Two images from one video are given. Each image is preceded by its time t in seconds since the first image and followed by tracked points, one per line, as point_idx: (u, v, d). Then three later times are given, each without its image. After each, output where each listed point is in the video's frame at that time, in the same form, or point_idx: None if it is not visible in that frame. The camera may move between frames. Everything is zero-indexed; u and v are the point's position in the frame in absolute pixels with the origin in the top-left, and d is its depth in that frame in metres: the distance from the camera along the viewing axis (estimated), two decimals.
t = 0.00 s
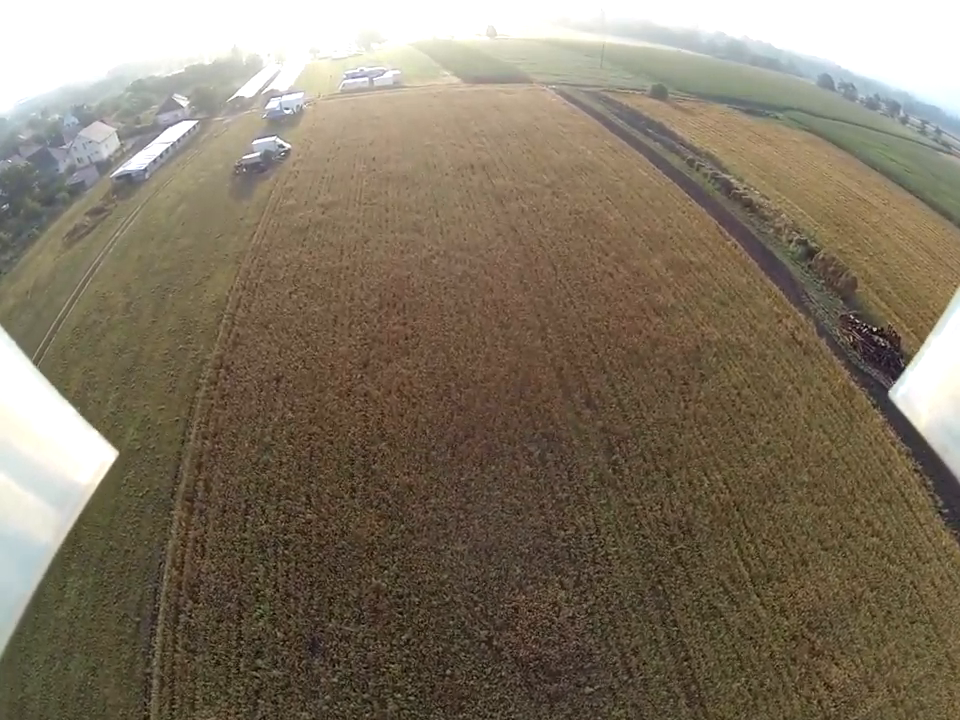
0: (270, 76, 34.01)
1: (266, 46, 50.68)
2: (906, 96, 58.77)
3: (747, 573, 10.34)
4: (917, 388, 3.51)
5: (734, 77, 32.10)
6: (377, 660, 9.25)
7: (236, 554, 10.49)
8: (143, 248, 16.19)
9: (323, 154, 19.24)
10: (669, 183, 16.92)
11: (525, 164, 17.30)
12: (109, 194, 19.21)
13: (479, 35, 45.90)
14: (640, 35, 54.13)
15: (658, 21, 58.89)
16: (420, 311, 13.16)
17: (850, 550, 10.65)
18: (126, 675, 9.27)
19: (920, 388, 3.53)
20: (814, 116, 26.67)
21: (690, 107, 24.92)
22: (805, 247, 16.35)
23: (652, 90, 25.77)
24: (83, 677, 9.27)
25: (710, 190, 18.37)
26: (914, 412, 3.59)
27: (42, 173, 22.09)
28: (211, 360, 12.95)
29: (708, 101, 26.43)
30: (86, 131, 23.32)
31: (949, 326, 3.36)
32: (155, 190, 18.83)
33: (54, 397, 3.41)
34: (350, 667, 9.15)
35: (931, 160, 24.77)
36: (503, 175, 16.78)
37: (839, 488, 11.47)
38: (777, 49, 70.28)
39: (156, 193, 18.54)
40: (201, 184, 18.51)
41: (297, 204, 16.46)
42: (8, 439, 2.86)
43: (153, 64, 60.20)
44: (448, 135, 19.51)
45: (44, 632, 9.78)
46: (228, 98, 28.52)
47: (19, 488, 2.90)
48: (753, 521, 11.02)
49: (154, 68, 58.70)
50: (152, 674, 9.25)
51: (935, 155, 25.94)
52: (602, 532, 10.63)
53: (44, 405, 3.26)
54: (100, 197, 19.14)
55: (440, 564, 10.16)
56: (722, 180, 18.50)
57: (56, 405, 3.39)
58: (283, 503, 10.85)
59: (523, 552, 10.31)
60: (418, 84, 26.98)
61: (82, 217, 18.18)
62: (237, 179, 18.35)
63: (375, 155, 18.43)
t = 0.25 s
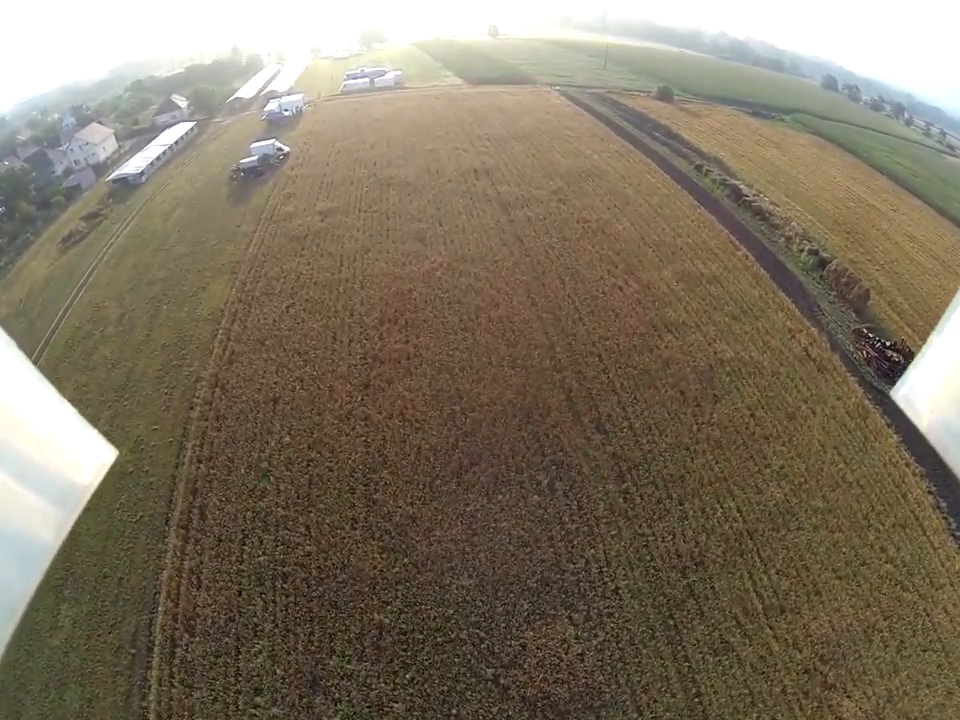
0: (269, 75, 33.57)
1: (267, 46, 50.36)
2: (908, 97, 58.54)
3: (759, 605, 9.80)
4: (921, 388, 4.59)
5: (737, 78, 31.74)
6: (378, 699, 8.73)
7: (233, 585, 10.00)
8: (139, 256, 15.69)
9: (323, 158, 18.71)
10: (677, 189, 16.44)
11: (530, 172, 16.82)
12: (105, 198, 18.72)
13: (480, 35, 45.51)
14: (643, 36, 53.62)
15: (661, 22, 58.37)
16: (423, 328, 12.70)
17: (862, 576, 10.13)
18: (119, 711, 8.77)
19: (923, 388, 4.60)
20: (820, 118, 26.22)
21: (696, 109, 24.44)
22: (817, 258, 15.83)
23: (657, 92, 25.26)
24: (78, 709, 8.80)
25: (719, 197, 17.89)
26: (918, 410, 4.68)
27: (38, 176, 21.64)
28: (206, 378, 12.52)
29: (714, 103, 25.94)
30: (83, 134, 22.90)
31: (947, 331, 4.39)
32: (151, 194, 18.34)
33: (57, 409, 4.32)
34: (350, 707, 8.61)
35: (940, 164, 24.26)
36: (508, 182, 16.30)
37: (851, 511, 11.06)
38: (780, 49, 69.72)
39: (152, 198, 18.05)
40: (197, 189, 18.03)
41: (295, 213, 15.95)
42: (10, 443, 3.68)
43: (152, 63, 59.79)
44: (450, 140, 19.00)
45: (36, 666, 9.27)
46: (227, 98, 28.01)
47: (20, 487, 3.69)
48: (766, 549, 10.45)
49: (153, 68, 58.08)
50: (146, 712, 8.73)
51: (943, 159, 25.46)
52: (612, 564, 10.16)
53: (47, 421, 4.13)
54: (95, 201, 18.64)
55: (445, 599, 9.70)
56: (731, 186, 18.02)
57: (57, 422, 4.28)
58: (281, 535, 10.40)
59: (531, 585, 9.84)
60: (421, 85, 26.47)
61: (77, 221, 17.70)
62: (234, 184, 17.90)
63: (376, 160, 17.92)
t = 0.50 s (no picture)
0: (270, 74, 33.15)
1: (268, 46, 50.04)
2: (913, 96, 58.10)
3: (773, 639, 9.28)
4: (920, 386, 4.23)
5: (743, 78, 31.29)
6: None
7: (231, 619, 9.58)
8: (135, 266, 15.26)
9: (323, 163, 18.18)
10: (686, 195, 15.94)
11: (537, 180, 16.33)
12: (101, 202, 18.29)
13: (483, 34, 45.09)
14: (647, 36, 53.07)
15: (665, 23, 57.80)
16: (427, 348, 12.24)
17: (874, 608, 9.57)
18: None
19: (922, 385, 4.25)
20: (828, 120, 25.75)
21: (703, 111, 23.95)
22: (830, 268, 15.30)
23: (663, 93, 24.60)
24: None
25: (728, 204, 17.40)
26: (916, 407, 4.31)
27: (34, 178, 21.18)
28: (200, 399, 12.11)
29: (721, 105, 25.45)
30: (81, 136, 22.47)
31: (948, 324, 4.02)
32: (147, 200, 17.93)
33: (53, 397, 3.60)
34: None
35: (952, 167, 23.74)
36: (514, 191, 15.86)
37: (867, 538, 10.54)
38: (785, 48, 69.12)
39: (150, 203, 17.61)
40: (195, 194, 17.60)
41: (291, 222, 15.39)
42: (9, 439, 3.04)
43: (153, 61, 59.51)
44: (455, 142, 18.43)
45: (28, 699, 8.90)
46: (228, 98, 27.41)
47: (19, 486, 3.07)
48: (780, 581, 9.93)
49: (154, 68, 57.73)
50: None
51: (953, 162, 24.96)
52: (622, 598, 9.71)
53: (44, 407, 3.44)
54: (91, 206, 18.23)
55: (449, 637, 9.25)
56: (740, 193, 17.53)
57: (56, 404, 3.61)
58: (279, 568, 9.99)
59: (538, 620, 9.42)
60: (424, 87, 25.95)
61: (72, 227, 17.27)
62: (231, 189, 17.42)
63: (377, 167, 17.43)
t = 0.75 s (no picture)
0: (269, 74, 32.88)
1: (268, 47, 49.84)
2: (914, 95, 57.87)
3: (787, 672, 8.90)
4: (919, 386, 3.67)
5: (746, 79, 30.96)
6: None
7: (230, 656, 9.06)
8: (129, 276, 14.82)
9: (323, 169, 17.72)
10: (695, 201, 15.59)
11: (541, 188, 15.91)
12: (96, 207, 17.94)
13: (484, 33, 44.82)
14: (647, 37, 52.01)
15: (668, 22, 56.77)
16: (430, 369, 11.83)
17: (890, 635, 9.23)
18: None
19: (921, 387, 3.69)
20: (833, 123, 25.40)
21: (709, 113, 23.60)
22: (842, 279, 14.83)
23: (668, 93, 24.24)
24: None
25: (737, 212, 16.95)
26: (913, 409, 3.77)
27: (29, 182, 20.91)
28: (195, 421, 11.72)
29: (724, 107, 25.09)
30: (77, 138, 22.19)
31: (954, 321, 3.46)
32: (142, 206, 17.57)
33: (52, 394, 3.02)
34: None
35: None
36: (518, 200, 15.46)
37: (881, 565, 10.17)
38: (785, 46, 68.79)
39: (145, 209, 17.21)
40: (191, 199, 17.22)
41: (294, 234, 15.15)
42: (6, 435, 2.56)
43: (152, 61, 59.34)
44: (457, 149, 17.99)
45: None
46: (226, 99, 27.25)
47: (20, 483, 2.61)
48: (793, 615, 9.55)
49: (153, 66, 57.47)
50: None
51: None
52: (635, 634, 9.26)
53: (44, 403, 2.91)
54: (86, 212, 17.86)
55: (456, 677, 8.78)
56: (750, 199, 17.07)
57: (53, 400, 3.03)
58: (279, 604, 9.54)
59: (549, 657, 8.97)
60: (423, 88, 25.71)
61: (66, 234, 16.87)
62: (229, 195, 17.09)
63: (378, 173, 16.99)
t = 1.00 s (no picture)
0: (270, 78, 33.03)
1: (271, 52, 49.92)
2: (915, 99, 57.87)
3: (798, 707, 8.43)
4: (917, 389, 3.52)
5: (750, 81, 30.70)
6: None
7: (230, 695, 8.57)
8: (121, 286, 14.45)
9: (324, 177, 17.39)
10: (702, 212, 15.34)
11: (545, 199, 15.57)
12: (90, 214, 17.79)
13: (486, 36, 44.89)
14: (649, 40, 52.08)
15: (667, 24, 58.10)
16: (431, 392, 11.42)
17: (900, 663, 8.76)
18: None
19: (918, 390, 3.56)
20: (838, 126, 25.09)
21: (713, 118, 23.35)
22: (853, 290, 14.34)
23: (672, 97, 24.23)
24: None
25: (745, 219, 16.57)
26: (912, 415, 3.60)
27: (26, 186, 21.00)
28: (188, 446, 11.34)
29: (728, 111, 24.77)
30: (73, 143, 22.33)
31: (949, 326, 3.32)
32: (136, 212, 17.33)
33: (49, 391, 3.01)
34: None
35: None
36: (523, 210, 15.13)
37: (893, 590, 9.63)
38: (786, 45, 68.61)
39: (139, 215, 17.08)
40: (185, 206, 16.97)
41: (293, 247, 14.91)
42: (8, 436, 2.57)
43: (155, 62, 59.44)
44: (459, 159, 17.64)
45: None
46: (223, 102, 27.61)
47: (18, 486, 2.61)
48: (806, 644, 9.04)
49: (155, 68, 57.61)
50: None
51: None
52: (645, 671, 8.79)
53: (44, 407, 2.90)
54: (80, 218, 17.67)
55: None
56: (758, 207, 16.69)
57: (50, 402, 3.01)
58: (278, 641, 9.07)
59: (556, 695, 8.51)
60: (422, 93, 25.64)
61: (60, 242, 16.65)
62: (225, 200, 16.84)
63: (377, 184, 16.61)
